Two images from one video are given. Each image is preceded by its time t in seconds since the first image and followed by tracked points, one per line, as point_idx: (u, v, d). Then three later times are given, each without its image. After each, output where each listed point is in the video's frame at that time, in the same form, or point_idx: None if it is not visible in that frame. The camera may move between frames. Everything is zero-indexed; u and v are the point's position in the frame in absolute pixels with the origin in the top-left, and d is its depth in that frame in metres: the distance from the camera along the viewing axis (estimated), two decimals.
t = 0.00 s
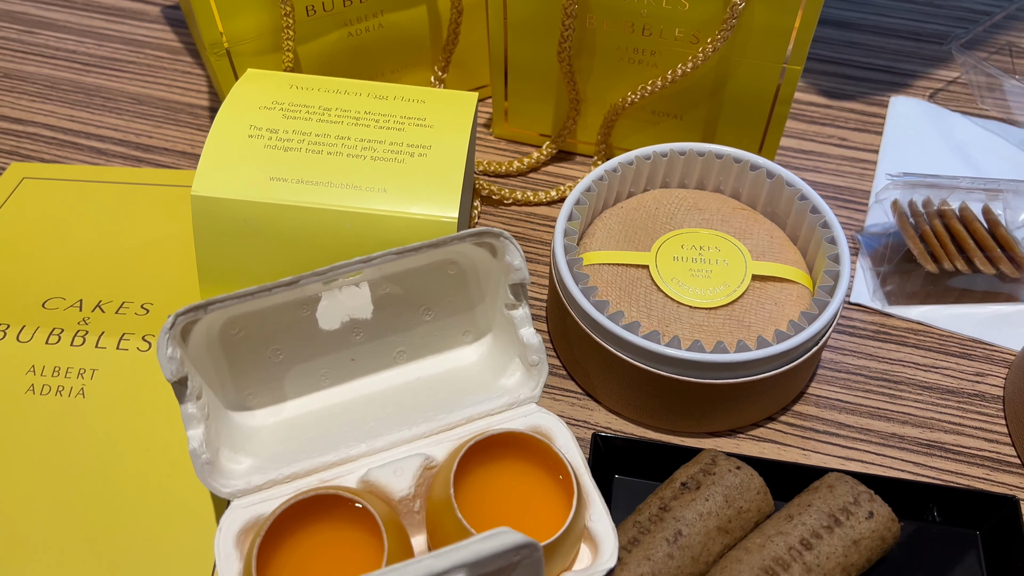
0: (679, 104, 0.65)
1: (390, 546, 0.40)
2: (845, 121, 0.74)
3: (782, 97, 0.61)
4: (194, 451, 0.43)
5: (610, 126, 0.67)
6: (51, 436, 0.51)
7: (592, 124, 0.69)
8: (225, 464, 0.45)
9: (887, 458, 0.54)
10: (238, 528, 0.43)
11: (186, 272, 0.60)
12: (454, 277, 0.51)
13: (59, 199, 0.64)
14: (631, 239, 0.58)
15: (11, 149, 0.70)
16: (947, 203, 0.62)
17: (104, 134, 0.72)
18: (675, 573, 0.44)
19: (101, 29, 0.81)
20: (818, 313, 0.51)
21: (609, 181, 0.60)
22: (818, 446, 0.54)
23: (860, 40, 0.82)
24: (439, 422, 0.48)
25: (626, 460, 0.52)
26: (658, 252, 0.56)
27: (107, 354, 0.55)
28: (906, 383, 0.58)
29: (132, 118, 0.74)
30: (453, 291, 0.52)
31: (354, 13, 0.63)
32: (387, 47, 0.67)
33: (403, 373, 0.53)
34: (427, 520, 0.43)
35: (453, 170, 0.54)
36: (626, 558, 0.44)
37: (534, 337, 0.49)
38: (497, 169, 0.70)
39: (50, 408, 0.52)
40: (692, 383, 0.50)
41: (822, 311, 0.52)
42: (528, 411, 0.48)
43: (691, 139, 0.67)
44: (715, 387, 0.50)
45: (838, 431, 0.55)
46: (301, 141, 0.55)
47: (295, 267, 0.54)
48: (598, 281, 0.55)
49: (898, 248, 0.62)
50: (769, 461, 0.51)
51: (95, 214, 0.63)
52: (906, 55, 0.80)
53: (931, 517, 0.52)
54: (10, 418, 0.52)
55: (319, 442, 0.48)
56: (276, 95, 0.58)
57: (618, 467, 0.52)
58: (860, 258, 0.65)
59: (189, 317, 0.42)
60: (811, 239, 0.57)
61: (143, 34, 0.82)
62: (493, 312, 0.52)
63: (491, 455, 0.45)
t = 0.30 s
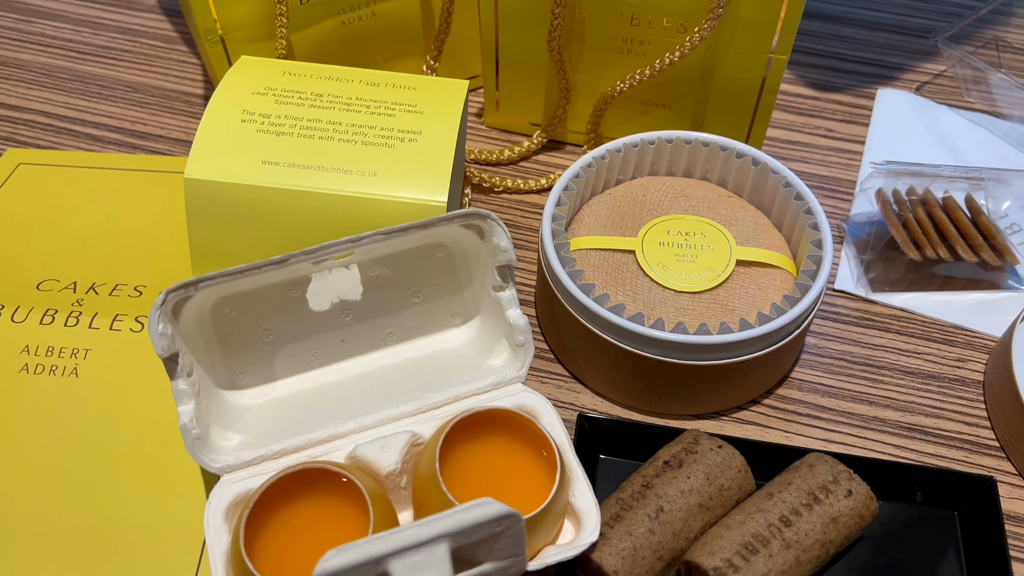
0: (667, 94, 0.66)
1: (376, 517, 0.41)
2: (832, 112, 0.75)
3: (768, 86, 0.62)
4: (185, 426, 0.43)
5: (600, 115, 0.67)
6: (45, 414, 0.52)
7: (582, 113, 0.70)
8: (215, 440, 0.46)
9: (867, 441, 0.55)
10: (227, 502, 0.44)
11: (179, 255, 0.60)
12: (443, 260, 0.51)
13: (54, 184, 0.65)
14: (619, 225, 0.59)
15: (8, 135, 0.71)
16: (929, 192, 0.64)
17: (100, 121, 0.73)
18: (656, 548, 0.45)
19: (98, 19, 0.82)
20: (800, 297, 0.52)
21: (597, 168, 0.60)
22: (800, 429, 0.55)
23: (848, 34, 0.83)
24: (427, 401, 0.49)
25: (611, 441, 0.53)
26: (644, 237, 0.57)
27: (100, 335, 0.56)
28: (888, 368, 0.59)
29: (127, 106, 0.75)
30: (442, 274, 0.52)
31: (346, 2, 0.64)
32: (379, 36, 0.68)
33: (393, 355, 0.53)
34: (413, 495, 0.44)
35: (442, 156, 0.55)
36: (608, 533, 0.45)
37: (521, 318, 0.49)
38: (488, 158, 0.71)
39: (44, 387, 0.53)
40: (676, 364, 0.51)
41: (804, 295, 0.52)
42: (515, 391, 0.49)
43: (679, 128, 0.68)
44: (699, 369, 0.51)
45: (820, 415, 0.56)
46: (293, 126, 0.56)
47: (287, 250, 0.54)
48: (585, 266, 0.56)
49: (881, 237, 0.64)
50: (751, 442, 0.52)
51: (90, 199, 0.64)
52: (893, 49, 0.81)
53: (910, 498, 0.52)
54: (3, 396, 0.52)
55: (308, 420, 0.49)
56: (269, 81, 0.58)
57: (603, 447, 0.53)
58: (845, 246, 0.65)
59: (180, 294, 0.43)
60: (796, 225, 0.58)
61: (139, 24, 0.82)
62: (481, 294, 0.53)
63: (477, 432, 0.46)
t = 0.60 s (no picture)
0: (657, 86, 0.66)
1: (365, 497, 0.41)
2: (821, 107, 0.76)
3: (757, 79, 0.63)
4: (177, 408, 0.44)
5: (591, 107, 0.68)
6: (39, 397, 0.52)
7: (573, 105, 0.71)
8: (207, 422, 0.47)
9: (851, 428, 0.56)
10: (218, 484, 0.44)
11: (173, 244, 0.61)
12: (433, 247, 0.52)
13: (50, 173, 0.66)
14: (608, 215, 0.59)
15: (4, 125, 0.72)
16: (914, 183, 0.65)
17: (95, 112, 0.73)
18: (642, 530, 0.45)
19: (94, 12, 0.83)
20: (785, 285, 0.53)
21: (587, 158, 0.61)
22: (785, 416, 0.56)
23: (838, 30, 0.84)
24: (417, 385, 0.50)
25: (600, 427, 0.54)
26: (633, 227, 0.58)
27: (95, 320, 0.56)
28: (873, 357, 0.60)
29: (122, 97, 0.75)
30: (432, 261, 0.53)
31: None
32: (372, 28, 0.69)
33: (383, 341, 0.54)
34: (402, 476, 0.45)
35: (434, 145, 0.56)
36: (594, 515, 0.46)
37: (510, 305, 0.50)
38: (480, 149, 0.72)
39: (38, 372, 0.53)
40: (662, 351, 0.51)
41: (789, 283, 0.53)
42: (503, 376, 0.50)
43: (669, 121, 0.69)
44: (685, 355, 0.52)
45: (805, 402, 0.57)
46: (286, 115, 0.57)
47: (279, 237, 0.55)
48: (574, 255, 0.57)
49: (867, 228, 0.65)
50: (736, 428, 0.53)
51: (85, 188, 0.65)
52: (882, 45, 0.82)
53: (893, 483, 0.53)
54: None
55: (299, 403, 0.49)
56: (263, 71, 0.59)
57: (591, 432, 0.54)
58: (832, 238, 0.66)
59: (173, 278, 0.44)
60: (782, 216, 0.59)
61: (135, 17, 0.83)
62: (471, 282, 0.53)
63: (466, 416, 0.47)
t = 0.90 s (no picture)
0: (653, 81, 0.67)
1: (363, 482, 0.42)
2: (815, 103, 0.77)
3: (751, 74, 0.63)
4: (177, 394, 0.45)
5: (587, 102, 0.69)
6: (39, 385, 0.53)
7: (570, 100, 0.72)
8: (207, 409, 0.47)
9: (844, 418, 0.56)
10: (218, 469, 0.45)
11: (172, 235, 0.62)
12: (431, 238, 0.53)
13: (50, 165, 0.66)
14: (604, 207, 0.60)
15: (4, 118, 0.72)
16: (906, 177, 0.66)
17: (95, 105, 0.74)
18: (636, 515, 0.46)
19: (93, 6, 0.83)
20: (778, 276, 0.54)
21: (583, 151, 0.62)
22: (778, 406, 0.57)
23: (832, 27, 0.85)
24: (415, 373, 0.50)
25: (595, 417, 0.55)
26: (629, 219, 0.59)
27: (94, 310, 0.57)
28: (865, 349, 0.60)
29: (122, 91, 0.76)
30: (430, 252, 0.53)
31: None
32: (371, 23, 0.70)
33: (382, 330, 0.55)
34: (400, 462, 0.45)
35: (431, 137, 0.57)
36: (589, 501, 0.46)
37: (507, 294, 0.51)
38: (478, 144, 0.72)
39: (39, 360, 0.54)
40: (657, 341, 0.52)
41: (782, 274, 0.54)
42: (500, 364, 0.50)
43: (664, 115, 0.70)
44: (680, 345, 0.52)
45: (799, 392, 0.58)
46: (285, 107, 0.57)
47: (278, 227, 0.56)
48: (571, 246, 0.57)
49: (860, 222, 0.65)
50: (730, 416, 0.53)
51: (85, 180, 0.65)
52: (876, 42, 0.83)
53: (885, 472, 0.54)
54: None
55: (298, 391, 0.50)
56: (262, 64, 0.60)
57: (586, 419, 0.54)
58: (826, 231, 0.67)
59: (174, 265, 0.44)
60: (776, 209, 0.60)
61: (135, 12, 0.84)
62: (468, 272, 0.54)
63: (463, 403, 0.48)
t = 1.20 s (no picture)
0: (653, 78, 0.67)
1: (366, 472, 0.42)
2: (814, 100, 0.77)
3: (751, 71, 0.64)
4: (180, 386, 0.45)
5: (587, 98, 0.69)
6: (41, 378, 0.53)
7: (570, 97, 0.72)
8: (209, 401, 0.47)
9: (843, 411, 0.57)
10: (220, 461, 0.45)
11: (173, 229, 0.62)
12: (433, 232, 0.53)
13: (51, 161, 0.66)
14: (604, 202, 0.60)
15: (5, 114, 0.72)
16: (905, 173, 0.66)
17: (95, 101, 0.74)
18: (637, 506, 0.46)
19: (93, 3, 0.83)
20: (778, 270, 0.54)
21: (584, 147, 0.62)
22: (778, 400, 0.57)
23: (830, 26, 0.85)
24: (416, 365, 0.51)
25: (597, 409, 0.55)
26: (629, 214, 0.59)
27: (96, 303, 0.57)
28: (864, 343, 0.61)
29: (122, 87, 0.76)
30: (431, 245, 0.54)
31: None
32: (371, 20, 0.70)
33: (383, 324, 0.55)
34: (402, 454, 0.46)
35: (432, 131, 0.57)
36: (590, 492, 0.46)
37: (508, 288, 0.51)
38: (478, 140, 0.73)
39: (40, 353, 0.54)
40: (658, 334, 0.52)
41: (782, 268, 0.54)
42: (502, 357, 0.50)
43: (664, 112, 0.70)
44: (680, 339, 0.52)
45: (798, 386, 0.58)
46: (287, 101, 0.57)
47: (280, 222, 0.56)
48: (571, 241, 0.57)
49: (858, 218, 0.66)
50: (730, 410, 0.54)
51: (86, 174, 0.65)
52: (873, 40, 0.84)
53: (883, 465, 0.54)
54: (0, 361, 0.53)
55: (300, 384, 0.50)
56: (264, 59, 0.60)
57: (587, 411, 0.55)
58: (824, 228, 0.67)
59: (177, 257, 0.44)
60: (775, 204, 0.60)
61: (135, 8, 0.84)
62: (470, 266, 0.54)
63: (465, 395, 0.48)
